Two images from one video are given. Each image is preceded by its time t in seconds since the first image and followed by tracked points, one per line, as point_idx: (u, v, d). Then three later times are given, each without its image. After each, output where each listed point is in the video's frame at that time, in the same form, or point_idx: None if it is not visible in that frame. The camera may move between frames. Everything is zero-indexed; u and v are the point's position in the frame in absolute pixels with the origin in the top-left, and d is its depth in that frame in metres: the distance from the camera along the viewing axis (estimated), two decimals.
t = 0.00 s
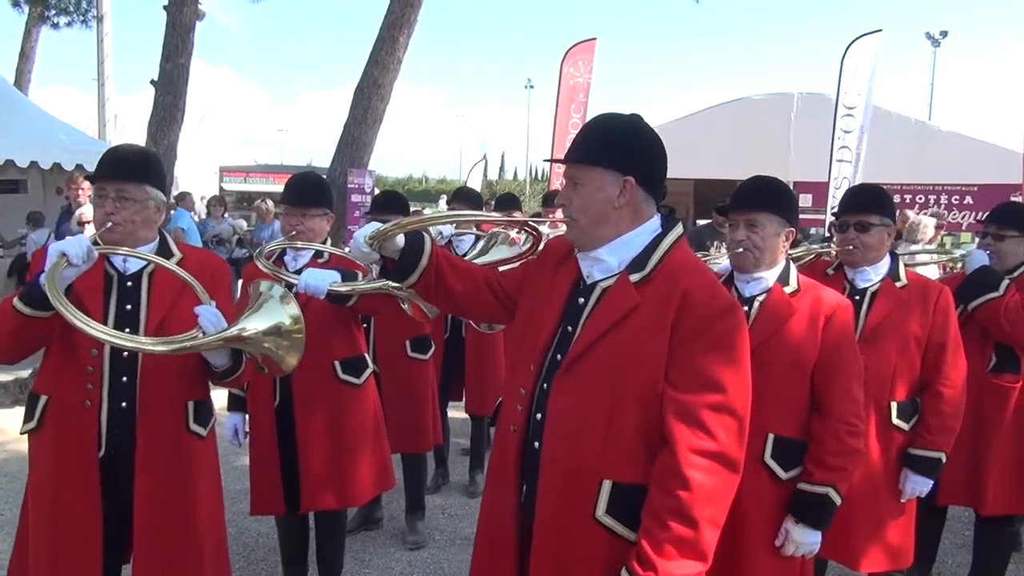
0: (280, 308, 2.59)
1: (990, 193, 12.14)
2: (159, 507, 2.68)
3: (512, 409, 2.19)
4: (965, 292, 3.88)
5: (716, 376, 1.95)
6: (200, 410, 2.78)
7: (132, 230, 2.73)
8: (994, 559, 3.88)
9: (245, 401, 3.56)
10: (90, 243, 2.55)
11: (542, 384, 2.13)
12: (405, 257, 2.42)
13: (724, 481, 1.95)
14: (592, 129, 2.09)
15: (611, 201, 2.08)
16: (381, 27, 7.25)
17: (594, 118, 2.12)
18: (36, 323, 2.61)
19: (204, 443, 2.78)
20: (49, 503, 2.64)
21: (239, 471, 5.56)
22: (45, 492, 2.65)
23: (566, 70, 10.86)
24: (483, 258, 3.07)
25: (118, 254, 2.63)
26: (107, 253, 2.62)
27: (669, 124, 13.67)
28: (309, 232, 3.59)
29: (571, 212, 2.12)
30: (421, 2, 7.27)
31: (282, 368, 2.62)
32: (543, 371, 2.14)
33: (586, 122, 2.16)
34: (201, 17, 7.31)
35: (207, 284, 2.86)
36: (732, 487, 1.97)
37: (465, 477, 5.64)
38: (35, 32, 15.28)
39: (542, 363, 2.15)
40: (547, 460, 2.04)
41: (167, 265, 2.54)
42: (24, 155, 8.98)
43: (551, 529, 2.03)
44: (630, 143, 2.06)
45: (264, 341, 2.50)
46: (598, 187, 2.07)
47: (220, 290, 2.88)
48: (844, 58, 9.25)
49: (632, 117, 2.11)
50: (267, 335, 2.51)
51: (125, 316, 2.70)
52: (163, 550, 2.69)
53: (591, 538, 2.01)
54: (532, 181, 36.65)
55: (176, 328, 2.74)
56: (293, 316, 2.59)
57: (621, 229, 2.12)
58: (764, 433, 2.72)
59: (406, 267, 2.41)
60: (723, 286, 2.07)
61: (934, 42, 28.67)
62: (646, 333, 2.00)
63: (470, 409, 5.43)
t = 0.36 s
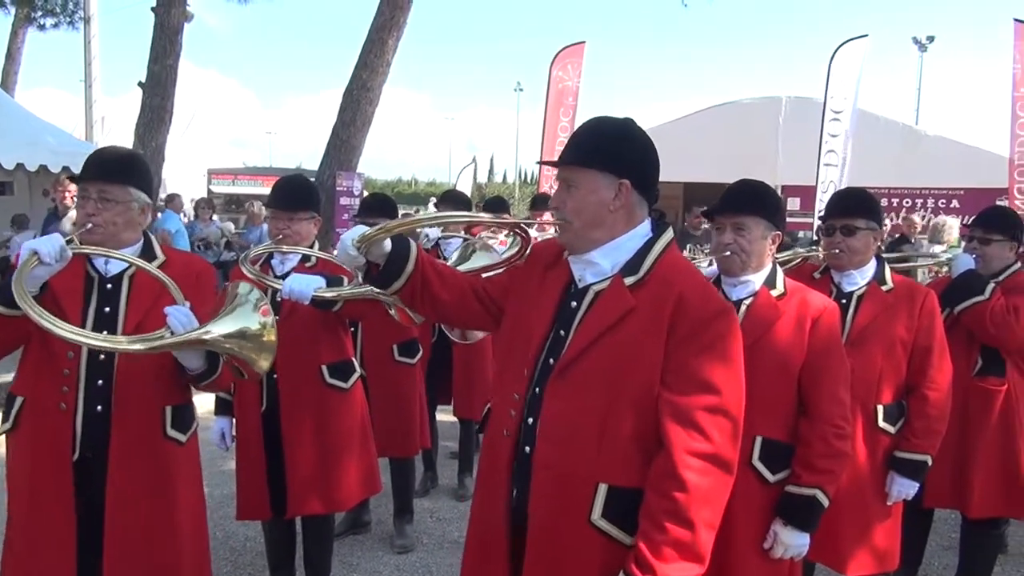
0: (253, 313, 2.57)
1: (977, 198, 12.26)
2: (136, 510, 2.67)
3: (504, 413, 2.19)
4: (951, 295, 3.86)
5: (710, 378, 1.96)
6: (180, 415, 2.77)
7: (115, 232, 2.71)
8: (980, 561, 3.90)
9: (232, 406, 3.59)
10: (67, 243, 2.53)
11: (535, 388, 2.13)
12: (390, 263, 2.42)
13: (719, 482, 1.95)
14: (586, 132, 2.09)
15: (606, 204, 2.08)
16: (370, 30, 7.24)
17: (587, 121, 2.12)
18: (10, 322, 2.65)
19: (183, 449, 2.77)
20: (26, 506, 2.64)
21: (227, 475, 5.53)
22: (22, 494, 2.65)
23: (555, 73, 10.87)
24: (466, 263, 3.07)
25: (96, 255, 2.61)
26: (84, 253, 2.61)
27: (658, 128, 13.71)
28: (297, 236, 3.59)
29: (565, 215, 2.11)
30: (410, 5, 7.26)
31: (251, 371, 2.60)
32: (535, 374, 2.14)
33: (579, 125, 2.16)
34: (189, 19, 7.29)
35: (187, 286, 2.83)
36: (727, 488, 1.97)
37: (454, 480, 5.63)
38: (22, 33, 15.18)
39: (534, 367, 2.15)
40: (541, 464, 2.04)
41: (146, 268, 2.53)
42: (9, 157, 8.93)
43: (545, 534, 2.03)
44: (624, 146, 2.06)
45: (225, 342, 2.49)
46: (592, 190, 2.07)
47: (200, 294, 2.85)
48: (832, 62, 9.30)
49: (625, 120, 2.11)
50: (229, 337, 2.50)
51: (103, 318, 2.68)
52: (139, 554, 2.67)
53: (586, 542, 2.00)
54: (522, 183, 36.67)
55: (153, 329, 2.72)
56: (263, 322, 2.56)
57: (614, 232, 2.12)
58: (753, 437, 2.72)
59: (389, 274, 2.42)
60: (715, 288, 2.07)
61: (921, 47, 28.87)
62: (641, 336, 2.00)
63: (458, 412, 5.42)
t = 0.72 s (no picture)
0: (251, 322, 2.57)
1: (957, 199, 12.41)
2: (124, 515, 2.65)
3: (484, 415, 2.19)
4: (931, 296, 3.94)
5: (688, 380, 1.96)
6: (167, 420, 2.75)
7: (103, 238, 2.70)
8: (960, 560, 3.93)
9: (215, 409, 3.54)
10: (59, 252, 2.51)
11: (516, 390, 2.14)
12: (376, 270, 2.40)
13: (697, 484, 1.96)
14: (560, 136, 2.10)
15: (582, 207, 2.09)
16: (354, 32, 7.23)
17: (562, 125, 2.13)
18: None
19: (171, 452, 2.75)
20: (8, 513, 2.59)
21: (210, 479, 5.50)
22: (6, 496, 2.60)
23: (540, 75, 10.88)
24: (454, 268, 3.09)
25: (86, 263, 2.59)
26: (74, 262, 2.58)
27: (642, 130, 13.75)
28: (280, 239, 3.58)
29: (543, 219, 2.12)
30: (394, 7, 7.25)
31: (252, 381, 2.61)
32: (516, 376, 2.15)
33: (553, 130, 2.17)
34: (172, 20, 7.25)
35: (178, 293, 2.83)
36: (705, 490, 1.97)
37: (438, 483, 5.63)
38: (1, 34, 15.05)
39: (514, 369, 2.16)
40: (521, 466, 2.04)
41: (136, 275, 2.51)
42: None
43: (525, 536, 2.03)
44: (598, 149, 2.07)
45: (232, 354, 2.49)
46: (568, 194, 2.08)
47: (190, 299, 2.85)
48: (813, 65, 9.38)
49: (600, 122, 2.12)
50: (236, 349, 2.50)
51: (92, 324, 2.67)
52: (128, 560, 2.65)
53: (565, 543, 2.01)
54: (507, 185, 36.70)
55: (144, 340, 2.72)
56: (264, 330, 2.56)
57: (592, 234, 2.12)
58: (735, 437, 2.74)
59: (376, 281, 2.40)
60: (693, 290, 2.08)
61: (903, 51, 29.12)
62: (619, 337, 2.01)
63: (443, 414, 5.42)
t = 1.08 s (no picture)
0: (210, 325, 2.57)
1: (934, 200, 12.57)
2: (99, 521, 2.62)
3: (467, 419, 2.20)
4: (909, 296, 3.98)
5: (661, 382, 1.97)
6: (143, 423, 2.73)
7: (69, 242, 2.67)
8: (938, 557, 3.97)
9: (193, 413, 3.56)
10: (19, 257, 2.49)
11: (495, 394, 2.14)
12: (357, 271, 2.40)
13: (671, 486, 1.96)
14: (533, 139, 2.11)
15: (556, 211, 2.09)
16: (334, 34, 7.20)
17: (534, 129, 2.13)
18: None
19: (148, 457, 2.73)
20: None
21: (190, 485, 5.47)
22: None
23: (521, 77, 10.89)
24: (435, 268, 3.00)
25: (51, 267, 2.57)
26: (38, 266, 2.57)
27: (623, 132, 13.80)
28: (259, 241, 3.55)
29: (517, 224, 2.12)
30: (374, 9, 7.23)
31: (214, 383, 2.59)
32: (495, 380, 2.15)
33: (526, 133, 2.17)
34: (149, 22, 7.20)
35: (148, 296, 2.79)
36: (679, 492, 1.98)
37: (421, 485, 5.62)
38: None
39: (494, 373, 2.16)
40: (500, 469, 2.05)
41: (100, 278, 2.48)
42: None
43: (505, 539, 2.04)
44: (571, 152, 2.07)
45: (186, 356, 2.47)
46: (541, 198, 2.08)
47: (161, 301, 2.81)
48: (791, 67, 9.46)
49: (572, 124, 2.13)
50: (190, 351, 2.48)
51: (61, 329, 2.64)
52: (104, 566, 2.62)
53: (542, 547, 2.00)
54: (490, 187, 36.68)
55: (111, 344, 2.67)
56: (220, 334, 2.56)
57: (567, 237, 2.13)
58: (715, 437, 2.75)
59: (358, 281, 2.39)
60: (667, 292, 2.09)
61: (880, 53, 29.38)
62: (593, 341, 2.02)
63: (425, 418, 5.40)
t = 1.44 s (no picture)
0: (183, 320, 2.53)
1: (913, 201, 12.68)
2: (67, 520, 2.60)
3: (450, 417, 2.19)
4: (888, 296, 4.01)
5: (651, 374, 1.98)
6: (114, 421, 2.69)
7: (47, 236, 2.65)
8: (918, 553, 4.00)
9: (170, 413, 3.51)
10: None
11: (480, 391, 2.13)
12: (333, 261, 2.38)
13: (663, 477, 1.97)
14: (529, 135, 2.10)
15: (550, 207, 2.09)
16: (316, 34, 7.17)
17: (530, 125, 2.13)
18: None
19: (120, 455, 2.71)
20: None
21: (170, 488, 5.43)
22: None
23: (502, 78, 10.90)
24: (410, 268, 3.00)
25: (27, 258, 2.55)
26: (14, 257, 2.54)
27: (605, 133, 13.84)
28: (239, 241, 3.53)
29: (511, 218, 2.11)
30: (356, 9, 7.21)
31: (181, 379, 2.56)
32: (481, 376, 2.14)
33: (520, 129, 2.17)
34: (129, 22, 7.15)
35: (122, 292, 2.76)
36: (670, 484, 1.98)
37: (404, 487, 5.60)
38: None
39: (479, 370, 2.15)
40: (486, 466, 2.04)
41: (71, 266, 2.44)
42: None
43: (493, 536, 2.03)
44: (568, 149, 2.07)
45: (145, 345, 2.42)
46: (536, 193, 2.08)
47: (135, 297, 2.77)
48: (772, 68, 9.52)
49: (567, 122, 2.13)
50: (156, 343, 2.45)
51: (34, 323, 2.61)
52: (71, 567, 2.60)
53: (532, 542, 2.00)
54: (473, 189, 36.67)
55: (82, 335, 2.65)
56: (190, 329, 2.52)
57: (558, 233, 2.13)
58: (698, 436, 2.76)
59: (334, 272, 2.37)
60: (654, 287, 2.10)
61: (860, 55, 29.60)
62: (583, 334, 2.02)
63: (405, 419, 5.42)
